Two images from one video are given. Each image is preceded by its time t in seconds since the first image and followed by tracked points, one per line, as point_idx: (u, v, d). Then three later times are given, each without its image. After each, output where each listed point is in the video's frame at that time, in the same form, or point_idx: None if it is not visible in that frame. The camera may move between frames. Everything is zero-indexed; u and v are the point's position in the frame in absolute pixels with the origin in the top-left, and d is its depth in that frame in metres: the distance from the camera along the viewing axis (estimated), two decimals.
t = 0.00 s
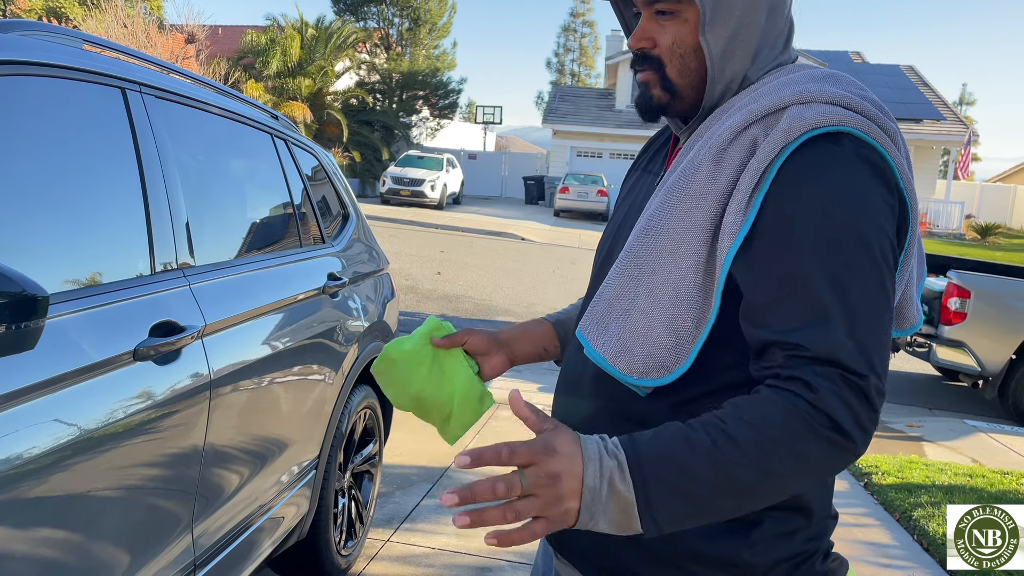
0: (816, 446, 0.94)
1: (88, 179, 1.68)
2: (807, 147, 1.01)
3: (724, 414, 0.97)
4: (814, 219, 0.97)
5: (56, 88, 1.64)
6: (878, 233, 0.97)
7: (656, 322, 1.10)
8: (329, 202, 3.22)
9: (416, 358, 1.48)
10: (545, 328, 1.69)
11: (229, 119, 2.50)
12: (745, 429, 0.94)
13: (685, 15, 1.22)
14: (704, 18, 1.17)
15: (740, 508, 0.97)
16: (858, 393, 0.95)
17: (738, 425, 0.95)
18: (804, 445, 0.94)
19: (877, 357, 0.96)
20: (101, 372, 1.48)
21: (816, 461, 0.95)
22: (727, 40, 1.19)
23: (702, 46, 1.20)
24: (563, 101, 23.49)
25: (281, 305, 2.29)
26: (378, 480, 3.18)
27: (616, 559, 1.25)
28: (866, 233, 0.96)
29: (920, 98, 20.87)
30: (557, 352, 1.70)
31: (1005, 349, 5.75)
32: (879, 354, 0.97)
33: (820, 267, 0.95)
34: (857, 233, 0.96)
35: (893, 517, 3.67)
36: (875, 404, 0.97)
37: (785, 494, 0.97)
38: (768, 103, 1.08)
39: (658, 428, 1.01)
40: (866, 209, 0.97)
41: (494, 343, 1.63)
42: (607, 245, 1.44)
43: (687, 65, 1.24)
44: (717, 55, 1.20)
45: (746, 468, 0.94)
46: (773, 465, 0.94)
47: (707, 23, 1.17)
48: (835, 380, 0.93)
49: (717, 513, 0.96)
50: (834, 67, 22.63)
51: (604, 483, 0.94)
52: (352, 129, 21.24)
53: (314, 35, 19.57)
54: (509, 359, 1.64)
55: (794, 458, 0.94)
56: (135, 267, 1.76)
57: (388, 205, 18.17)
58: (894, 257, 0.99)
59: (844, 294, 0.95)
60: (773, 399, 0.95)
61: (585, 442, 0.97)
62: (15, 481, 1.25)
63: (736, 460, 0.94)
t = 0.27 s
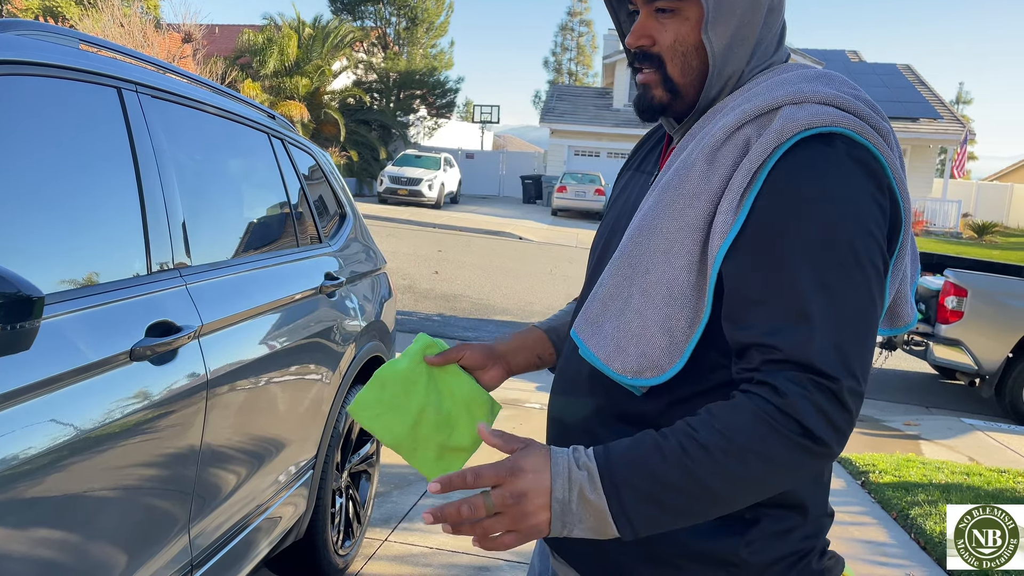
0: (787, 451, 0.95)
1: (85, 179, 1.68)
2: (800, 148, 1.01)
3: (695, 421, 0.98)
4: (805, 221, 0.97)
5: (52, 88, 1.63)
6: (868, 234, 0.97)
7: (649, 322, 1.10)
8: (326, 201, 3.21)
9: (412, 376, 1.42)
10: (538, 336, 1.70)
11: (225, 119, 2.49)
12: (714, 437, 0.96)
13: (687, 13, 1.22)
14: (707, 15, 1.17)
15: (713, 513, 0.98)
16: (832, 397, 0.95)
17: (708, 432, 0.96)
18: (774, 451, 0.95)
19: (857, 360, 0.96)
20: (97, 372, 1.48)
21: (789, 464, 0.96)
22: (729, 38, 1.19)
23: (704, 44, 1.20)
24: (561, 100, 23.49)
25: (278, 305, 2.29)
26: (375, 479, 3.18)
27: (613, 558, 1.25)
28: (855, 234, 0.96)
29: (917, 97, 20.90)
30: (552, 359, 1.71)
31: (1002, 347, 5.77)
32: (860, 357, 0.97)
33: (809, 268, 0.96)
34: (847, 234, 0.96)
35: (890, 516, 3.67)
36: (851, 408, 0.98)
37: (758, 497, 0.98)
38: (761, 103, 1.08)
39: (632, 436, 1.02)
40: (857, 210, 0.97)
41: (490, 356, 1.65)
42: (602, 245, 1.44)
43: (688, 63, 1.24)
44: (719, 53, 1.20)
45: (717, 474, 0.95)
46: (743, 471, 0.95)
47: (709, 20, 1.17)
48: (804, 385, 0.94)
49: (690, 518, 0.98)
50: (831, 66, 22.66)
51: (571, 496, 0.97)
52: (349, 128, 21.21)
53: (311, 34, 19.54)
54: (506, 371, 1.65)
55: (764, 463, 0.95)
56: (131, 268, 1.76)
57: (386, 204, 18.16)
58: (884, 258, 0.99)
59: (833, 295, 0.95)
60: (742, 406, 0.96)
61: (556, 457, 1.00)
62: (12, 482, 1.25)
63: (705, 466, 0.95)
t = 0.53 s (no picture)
0: (776, 466, 0.97)
1: (81, 180, 1.68)
2: (791, 147, 1.01)
3: (678, 467, 1.02)
4: (798, 219, 0.97)
5: (48, 89, 1.63)
6: (858, 233, 0.97)
7: (643, 322, 1.10)
8: (323, 201, 3.21)
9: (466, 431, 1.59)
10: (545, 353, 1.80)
11: (222, 119, 2.49)
12: (696, 477, 0.99)
13: (688, 12, 1.22)
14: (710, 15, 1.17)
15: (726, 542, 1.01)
16: (817, 397, 0.96)
17: (690, 475, 1.00)
18: (759, 475, 0.97)
19: (846, 360, 0.97)
20: (95, 373, 1.48)
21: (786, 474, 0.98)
22: (730, 37, 1.20)
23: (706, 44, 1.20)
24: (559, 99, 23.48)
25: (275, 305, 2.29)
26: (373, 479, 3.18)
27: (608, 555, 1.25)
28: (846, 233, 0.96)
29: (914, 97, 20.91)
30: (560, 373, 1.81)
31: (998, 347, 5.78)
32: (849, 357, 0.97)
33: (799, 267, 0.96)
34: (838, 233, 0.96)
35: (887, 515, 3.68)
36: (838, 409, 0.98)
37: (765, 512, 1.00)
38: (753, 103, 1.08)
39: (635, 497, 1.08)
40: (848, 210, 0.97)
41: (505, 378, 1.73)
42: (596, 245, 1.44)
43: (689, 63, 1.24)
44: (719, 53, 1.21)
45: (707, 511, 0.99)
46: (734, 500, 0.98)
47: (713, 20, 1.17)
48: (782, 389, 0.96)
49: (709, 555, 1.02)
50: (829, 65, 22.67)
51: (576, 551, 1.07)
52: (347, 128, 21.18)
53: (309, 34, 19.49)
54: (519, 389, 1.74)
55: (754, 489, 0.98)
56: (127, 268, 1.75)
57: (383, 204, 18.15)
58: (875, 258, 1.00)
59: (823, 294, 0.95)
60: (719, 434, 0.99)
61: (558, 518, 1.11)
62: (9, 482, 1.25)
63: (693, 506, 0.99)
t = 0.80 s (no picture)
0: (807, 491, 0.96)
1: (78, 179, 1.67)
2: (792, 149, 1.01)
3: (716, 521, 1.00)
4: (799, 222, 0.97)
5: (45, 87, 1.62)
6: (859, 235, 0.96)
7: (645, 324, 1.10)
8: (320, 201, 3.20)
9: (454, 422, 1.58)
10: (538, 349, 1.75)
11: (219, 119, 2.48)
12: (736, 526, 0.98)
13: (686, 11, 1.22)
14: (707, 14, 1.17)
15: None
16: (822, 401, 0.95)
17: (730, 526, 0.98)
18: (795, 507, 0.96)
19: (849, 363, 0.96)
20: (91, 372, 1.47)
21: (818, 493, 0.97)
22: (728, 37, 1.19)
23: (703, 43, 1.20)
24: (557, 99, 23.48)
25: (272, 305, 2.28)
26: (370, 479, 3.17)
27: (606, 555, 1.25)
28: (848, 236, 0.96)
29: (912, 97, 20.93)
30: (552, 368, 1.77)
31: (996, 346, 5.78)
32: (852, 360, 0.96)
33: (801, 270, 0.95)
34: (840, 235, 0.95)
35: (885, 515, 3.68)
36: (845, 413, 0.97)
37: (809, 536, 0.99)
38: (753, 105, 1.08)
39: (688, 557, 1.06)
40: (849, 212, 0.97)
41: (496, 367, 1.72)
42: (593, 246, 1.43)
43: (687, 62, 1.24)
44: (717, 52, 1.20)
45: (757, 553, 0.97)
46: (776, 539, 0.96)
47: (709, 19, 1.17)
48: (788, 395, 0.95)
49: None
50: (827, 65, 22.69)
51: None
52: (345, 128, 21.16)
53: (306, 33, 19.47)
54: (511, 379, 1.72)
55: (794, 524, 0.96)
56: (124, 268, 1.74)
57: (382, 203, 18.14)
58: (876, 260, 0.99)
59: (825, 297, 0.95)
60: (746, 469, 0.97)
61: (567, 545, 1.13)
62: (5, 482, 1.24)
63: (743, 556, 0.97)
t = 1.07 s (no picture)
0: (820, 488, 0.96)
1: (76, 179, 1.67)
2: (801, 147, 1.01)
3: (726, 522, 1.00)
4: (809, 219, 0.97)
5: (44, 87, 1.62)
6: (868, 233, 0.97)
7: (652, 322, 1.10)
8: (319, 201, 3.20)
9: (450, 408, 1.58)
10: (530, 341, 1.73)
11: (218, 118, 2.47)
12: (748, 525, 0.97)
13: (686, 12, 1.21)
14: (709, 15, 1.17)
15: None
16: (832, 398, 0.95)
17: (742, 526, 0.98)
18: (808, 506, 0.96)
19: (859, 360, 0.96)
20: (90, 372, 1.47)
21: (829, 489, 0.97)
22: (729, 38, 1.19)
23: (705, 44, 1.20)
24: (556, 99, 23.49)
25: (271, 304, 2.28)
26: (370, 479, 3.17)
27: (609, 553, 1.25)
28: (856, 233, 0.96)
29: (911, 97, 20.95)
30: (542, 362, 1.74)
31: (994, 346, 5.80)
32: (861, 357, 0.97)
33: (811, 267, 0.95)
34: (849, 232, 0.96)
35: (884, 515, 3.68)
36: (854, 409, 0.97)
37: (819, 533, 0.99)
38: (761, 103, 1.08)
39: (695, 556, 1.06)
40: (858, 209, 0.97)
41: (488, 360, 1.71)
42: (594, 244, 1.43)
43: (687, 63, 1.24)
44: (718, 53, 1.20)
45: (764, 551, 0.97)
46: (789, 537, 0.96)
47: (711, 20, 1.17)
48: (798, 391, 0.95)
49: None
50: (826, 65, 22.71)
51: None
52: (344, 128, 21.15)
53: (305, 33, 19.46)
54: (502, 373, 1.71)
55: (807, 522, 0.96)
56: (123, 267, 1.75)
57: (381, 203, 18.13)
58: (884, 258, 0.99)
59: (835, 295, 0.95)
60: (760, 466, 0.97)
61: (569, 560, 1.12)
62: (4, 482, 1.24)
63: (750, 554, 0.97)
